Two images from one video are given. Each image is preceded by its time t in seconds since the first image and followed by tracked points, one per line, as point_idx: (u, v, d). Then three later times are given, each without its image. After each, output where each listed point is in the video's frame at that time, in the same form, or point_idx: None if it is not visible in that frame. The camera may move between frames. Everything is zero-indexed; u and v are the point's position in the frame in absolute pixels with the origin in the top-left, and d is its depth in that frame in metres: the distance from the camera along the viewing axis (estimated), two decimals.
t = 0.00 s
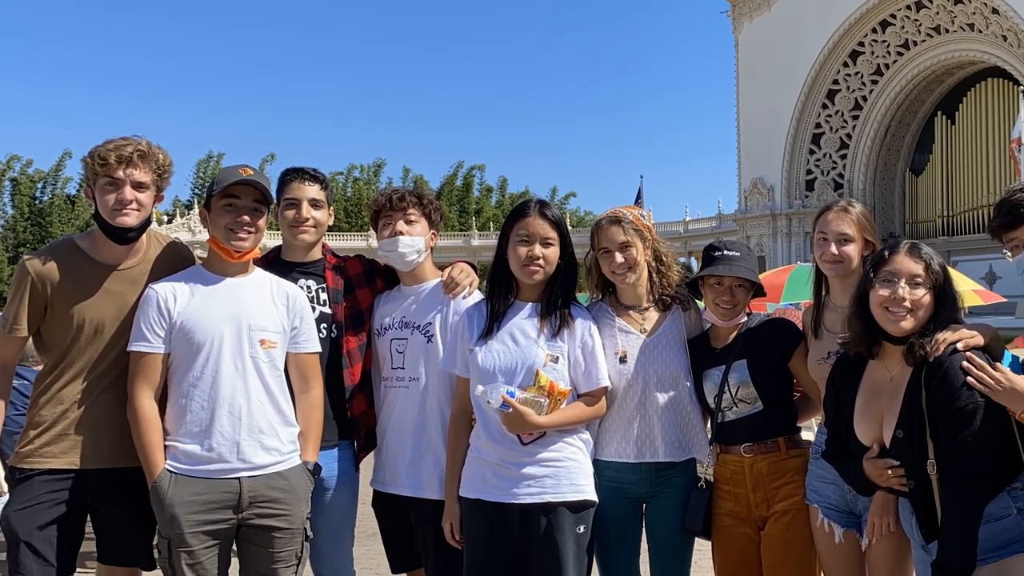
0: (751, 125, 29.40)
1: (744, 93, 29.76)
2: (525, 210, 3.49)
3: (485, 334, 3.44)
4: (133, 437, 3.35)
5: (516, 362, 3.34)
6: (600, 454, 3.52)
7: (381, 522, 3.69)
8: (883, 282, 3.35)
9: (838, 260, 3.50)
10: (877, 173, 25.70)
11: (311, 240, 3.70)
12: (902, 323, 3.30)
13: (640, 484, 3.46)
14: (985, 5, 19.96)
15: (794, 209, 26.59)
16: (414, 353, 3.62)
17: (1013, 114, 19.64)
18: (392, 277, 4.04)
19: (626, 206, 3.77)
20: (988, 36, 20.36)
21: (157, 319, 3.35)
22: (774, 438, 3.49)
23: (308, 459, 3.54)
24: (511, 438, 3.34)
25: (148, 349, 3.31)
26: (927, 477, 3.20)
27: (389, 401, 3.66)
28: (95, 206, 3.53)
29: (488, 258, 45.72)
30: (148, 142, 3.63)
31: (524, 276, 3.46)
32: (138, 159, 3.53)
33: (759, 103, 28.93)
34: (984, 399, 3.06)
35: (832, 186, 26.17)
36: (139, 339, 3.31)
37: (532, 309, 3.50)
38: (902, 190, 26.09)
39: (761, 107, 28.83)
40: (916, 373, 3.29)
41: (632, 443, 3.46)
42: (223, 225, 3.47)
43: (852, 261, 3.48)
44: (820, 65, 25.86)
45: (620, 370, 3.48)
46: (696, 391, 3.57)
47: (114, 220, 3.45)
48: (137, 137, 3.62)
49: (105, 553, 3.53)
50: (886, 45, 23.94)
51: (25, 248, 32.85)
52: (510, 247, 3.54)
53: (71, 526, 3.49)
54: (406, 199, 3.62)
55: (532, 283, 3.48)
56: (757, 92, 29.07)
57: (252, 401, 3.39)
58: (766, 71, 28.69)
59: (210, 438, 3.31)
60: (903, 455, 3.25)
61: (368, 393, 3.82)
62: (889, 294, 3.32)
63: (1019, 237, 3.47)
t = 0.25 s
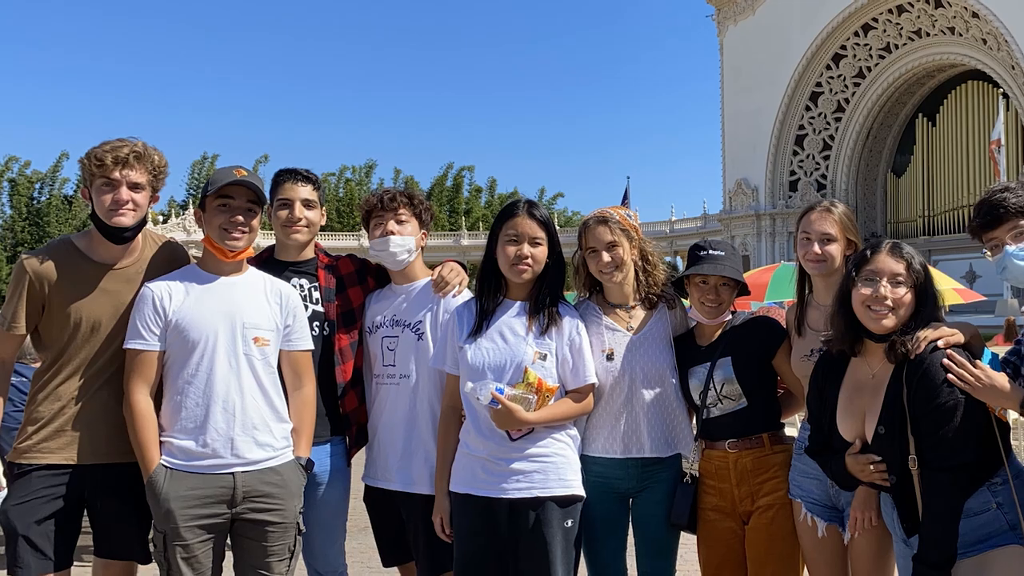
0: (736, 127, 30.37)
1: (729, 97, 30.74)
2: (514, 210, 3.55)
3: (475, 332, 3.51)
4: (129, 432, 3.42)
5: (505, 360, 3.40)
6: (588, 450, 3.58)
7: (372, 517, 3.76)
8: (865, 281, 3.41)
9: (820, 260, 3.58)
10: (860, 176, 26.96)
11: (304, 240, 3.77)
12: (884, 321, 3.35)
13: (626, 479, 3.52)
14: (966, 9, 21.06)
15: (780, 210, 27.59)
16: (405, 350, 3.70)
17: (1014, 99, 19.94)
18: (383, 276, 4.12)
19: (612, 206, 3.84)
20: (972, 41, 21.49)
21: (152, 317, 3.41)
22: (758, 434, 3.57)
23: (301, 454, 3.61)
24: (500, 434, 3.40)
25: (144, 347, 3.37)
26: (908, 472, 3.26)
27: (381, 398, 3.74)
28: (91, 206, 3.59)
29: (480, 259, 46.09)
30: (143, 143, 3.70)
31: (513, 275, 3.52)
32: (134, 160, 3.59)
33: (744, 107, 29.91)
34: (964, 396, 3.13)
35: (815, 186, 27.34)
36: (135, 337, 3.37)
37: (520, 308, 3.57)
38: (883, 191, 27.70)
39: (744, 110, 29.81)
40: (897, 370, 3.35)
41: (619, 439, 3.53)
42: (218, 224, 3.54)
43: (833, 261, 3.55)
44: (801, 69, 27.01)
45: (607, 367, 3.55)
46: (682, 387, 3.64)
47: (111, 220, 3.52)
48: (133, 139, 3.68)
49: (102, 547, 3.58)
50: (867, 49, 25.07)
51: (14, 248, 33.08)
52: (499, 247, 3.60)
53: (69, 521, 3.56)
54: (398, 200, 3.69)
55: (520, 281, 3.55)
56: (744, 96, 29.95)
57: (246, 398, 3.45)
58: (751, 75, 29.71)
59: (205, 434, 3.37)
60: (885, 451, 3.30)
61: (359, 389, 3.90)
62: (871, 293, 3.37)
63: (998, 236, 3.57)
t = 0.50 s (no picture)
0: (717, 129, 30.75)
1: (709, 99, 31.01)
2: (503, 210, 3.62)
3: (465, 330, 3.57)
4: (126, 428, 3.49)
5: (494, 357, 3.47)
6: (575, 446, 3.65)
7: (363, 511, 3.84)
8: (847, 279, 3.47)
9: (804, 259, 3.66)
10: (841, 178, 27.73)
11: (297, 239, 3.84)
12: (865, 319, 3.42)
13: (613, 475, 3.59)
14: (947, 13, 21.82)
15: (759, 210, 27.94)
16: (395, 348, 3.77)
17: (991, 99, 21.25)
18: (374, 275, 4.20)
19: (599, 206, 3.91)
20: (952, 44, 22.38)
21: (148, 315, 3.47)
22: (742, 430, 3.65)
23: (294, 450, 3.68)
24: (489, 430, 3.47)
25: (140, 345, 3.44)
26: (889, 465, 3.34)
27: (372, 394, 3.80)
28: (88, 207, 3.66)
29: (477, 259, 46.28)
30: (139, 145, 3.76)
31: (501, 274, 3.59)
32: (130, 161, 3.66)
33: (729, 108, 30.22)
34: (944, 392, 3.21)
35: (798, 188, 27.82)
36: (131, 335, 3.44)
37: (509, 306, 3.64)
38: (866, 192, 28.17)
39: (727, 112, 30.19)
40: (878, 366, 3.42)
41: (606, 435, 3.60)
42: (212, 224, 3.60)
43: (816, 260, 3.62)
44: (786, 70, 27.43)
45: (594, 364, 3.62)
46: (668, 384, 3.71)
47: (107, 220, 3.58)
48: (129, 140, 3.75)
49: (99, 540, 3.65)
50: (850, 53, 25.69)
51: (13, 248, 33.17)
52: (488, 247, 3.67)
53: (65, 515, 3.63)
54: (388, 200, 3.76)
55: (509, 280, 3.61)
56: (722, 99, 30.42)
57: (240, 394, 3.52)
58: (732, 77, 30.02)
59: (200, 430, 3.44)
60: (866, 447, 3.37)
61: (351, 386, 3.98)
62: (853, 292, 3.44)
63: (977, 236, 3.63)
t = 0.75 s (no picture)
0: (705, 131, 31.34)
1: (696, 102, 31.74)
2: (492, 210, 3.69)
3: (454, 328, 3.64)
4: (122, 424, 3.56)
5: (483, 354, 3.54)
6: (563, 441, 3.72)
7: (355, 505, 3.91)
8: (829, 278, 3.53)
9: (787, 258, 3.73)
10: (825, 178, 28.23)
11: (290, 239, 3.91)
12: (847, 317, 3.48)
13: (599, 470, 3.66)
14: (926, 17, 22.60)
15: (746, 210, 28.54)
16: (386, 345, 3.84)
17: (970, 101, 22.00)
18: (366, 274, 4.29)
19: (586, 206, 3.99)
20: (932, 48, 22.98)
21: (143, 313, 3.54)
22: (727, 426, 3.72)
23: (287, 446, 3.75)
24: (477, 426, 3.54)
25: (136, 342, 3.50)
26: (870, 461, 3.41)
27: (363, 391, 3.88)
28: (85, 207, 3.73)
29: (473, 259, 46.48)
30: (135, 146, 3.83)
31: (490, 273, 3.65)
32: (126, 163, 3.73)
33: (716, 111, 30.75)
34: (925, 389, 3.28)
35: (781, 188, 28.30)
36: (127, 333, 3.51)
37: (497, 304, 3.71)
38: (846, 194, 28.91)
39: (715, 115, 30.78)
40: (860, 364, 3.49)
41: (593, 430, 3.67)
42: (206, 224, 3.67)
43: (798, 259, 3.70)
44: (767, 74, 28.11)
45: (581, 361, 3.69)
46: (653, 381, 3.79)
47: (104, 220, 3.65)
48: (125, 142, 3.82)
49: (95, 534, 3.74)
50: (831, 57, 26.34)
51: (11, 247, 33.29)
52: (477, 246, 3.74)
53: (63, 509, 3.70)
54: (380, 200, 3.83)
55: (498, 279, 3.68)
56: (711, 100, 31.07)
57: (234, 391, 3.59)
58: (716, 80, 30.81)
59: (194, 426, 3.50)
60: (848, 442, 3.43)
61: (343, 383, 4.06)
62: (835, 290, 3.50)
63: (957, 236, 3.70)
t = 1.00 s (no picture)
0: (691, 133, 31.94)
1: (682, 104, 32.37)
2: (480, 211, 3.77)
3: (444, 326, 3.71)
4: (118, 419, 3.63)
5: (472, 351, 3.61)
6: (550, 437, 3.80)
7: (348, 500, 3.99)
8: (812, 277, 3.59)
9: (770, 257, 3.81)
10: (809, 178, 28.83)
11: (282, 238, 3.99)
12: (829, 315, 3.55)
13: (586, 464, 3.74)
14: (908, 21, 23.03)
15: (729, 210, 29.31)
16: (377, 343, 3.92)
17: (949, 102, 22.64)
18: (357, 273, 4.38)
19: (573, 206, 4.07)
20: (909, 52, 23.56)
21: (139, 311, 3.61)
22: (711, 422, 3.79)
23: (280, 441, 3.83)
24: (467, 422, 3.61)
25: (131, 340, 3.57)
26: (851, 456, 3.48)
27: (354, 388, 3.96)
28: (82, 207, 3.80)
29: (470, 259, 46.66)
30: (131, 147, 3.91)
31: (479, 272, 3.72)
32: (122, 164, 3.80)
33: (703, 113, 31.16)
34: (905, 385, 3.33)
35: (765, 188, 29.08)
36: (123, 330, 3.57)
37: (486, 302, 3.78)
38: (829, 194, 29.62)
39: (701, 117, 31.29)
40: (841, 361, 3.55)
41: (580, 426, 3.74)
42: (201, 224, 3.74)
43: (781, 258, 3.78)
44: (752, 76, 28.56)
45: (568, 359, 3.77)
46: (638, 378, 3.87)
47: (100, 220, 3.72)
48: (121, 143, 3.89)
49: (92, 529, 3.82)
50: (814, 61, 26.86)
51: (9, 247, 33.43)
52: (466, 246, 3.81)
53: (60, 503, 3.77)
54: (371, 200, 3.91)
55: (486, 278, 3.75)
56: (699, 101, 31.51)
57: (228, 387, 3.66)
58: (703, 82, 31.27)
59: (189, 422, 3.58)
60: (830, 438, 3.49)
61: (335, 379, 4.15)
62: (817, 289, 3.57)
63: (936, 236, 3.78)
